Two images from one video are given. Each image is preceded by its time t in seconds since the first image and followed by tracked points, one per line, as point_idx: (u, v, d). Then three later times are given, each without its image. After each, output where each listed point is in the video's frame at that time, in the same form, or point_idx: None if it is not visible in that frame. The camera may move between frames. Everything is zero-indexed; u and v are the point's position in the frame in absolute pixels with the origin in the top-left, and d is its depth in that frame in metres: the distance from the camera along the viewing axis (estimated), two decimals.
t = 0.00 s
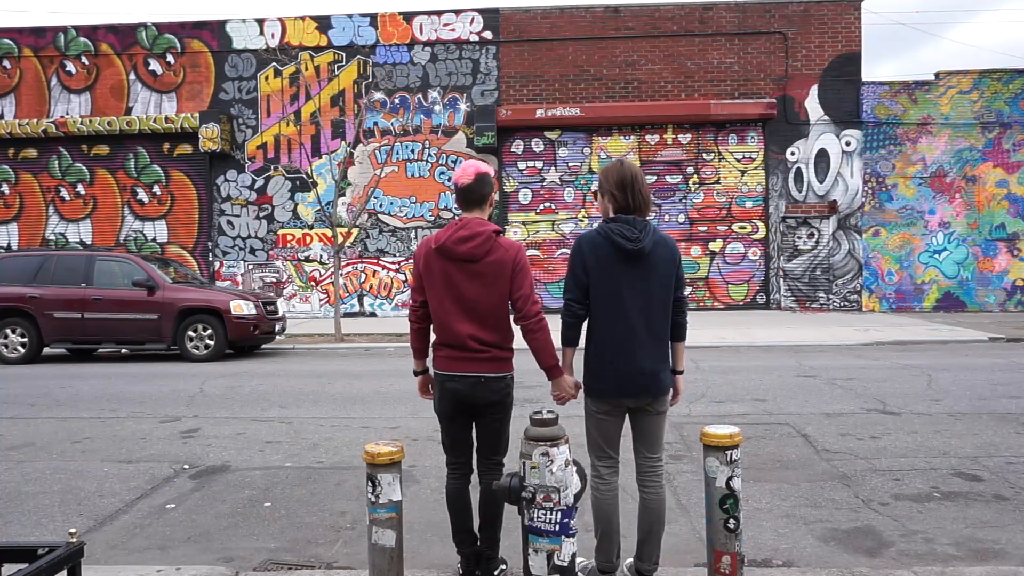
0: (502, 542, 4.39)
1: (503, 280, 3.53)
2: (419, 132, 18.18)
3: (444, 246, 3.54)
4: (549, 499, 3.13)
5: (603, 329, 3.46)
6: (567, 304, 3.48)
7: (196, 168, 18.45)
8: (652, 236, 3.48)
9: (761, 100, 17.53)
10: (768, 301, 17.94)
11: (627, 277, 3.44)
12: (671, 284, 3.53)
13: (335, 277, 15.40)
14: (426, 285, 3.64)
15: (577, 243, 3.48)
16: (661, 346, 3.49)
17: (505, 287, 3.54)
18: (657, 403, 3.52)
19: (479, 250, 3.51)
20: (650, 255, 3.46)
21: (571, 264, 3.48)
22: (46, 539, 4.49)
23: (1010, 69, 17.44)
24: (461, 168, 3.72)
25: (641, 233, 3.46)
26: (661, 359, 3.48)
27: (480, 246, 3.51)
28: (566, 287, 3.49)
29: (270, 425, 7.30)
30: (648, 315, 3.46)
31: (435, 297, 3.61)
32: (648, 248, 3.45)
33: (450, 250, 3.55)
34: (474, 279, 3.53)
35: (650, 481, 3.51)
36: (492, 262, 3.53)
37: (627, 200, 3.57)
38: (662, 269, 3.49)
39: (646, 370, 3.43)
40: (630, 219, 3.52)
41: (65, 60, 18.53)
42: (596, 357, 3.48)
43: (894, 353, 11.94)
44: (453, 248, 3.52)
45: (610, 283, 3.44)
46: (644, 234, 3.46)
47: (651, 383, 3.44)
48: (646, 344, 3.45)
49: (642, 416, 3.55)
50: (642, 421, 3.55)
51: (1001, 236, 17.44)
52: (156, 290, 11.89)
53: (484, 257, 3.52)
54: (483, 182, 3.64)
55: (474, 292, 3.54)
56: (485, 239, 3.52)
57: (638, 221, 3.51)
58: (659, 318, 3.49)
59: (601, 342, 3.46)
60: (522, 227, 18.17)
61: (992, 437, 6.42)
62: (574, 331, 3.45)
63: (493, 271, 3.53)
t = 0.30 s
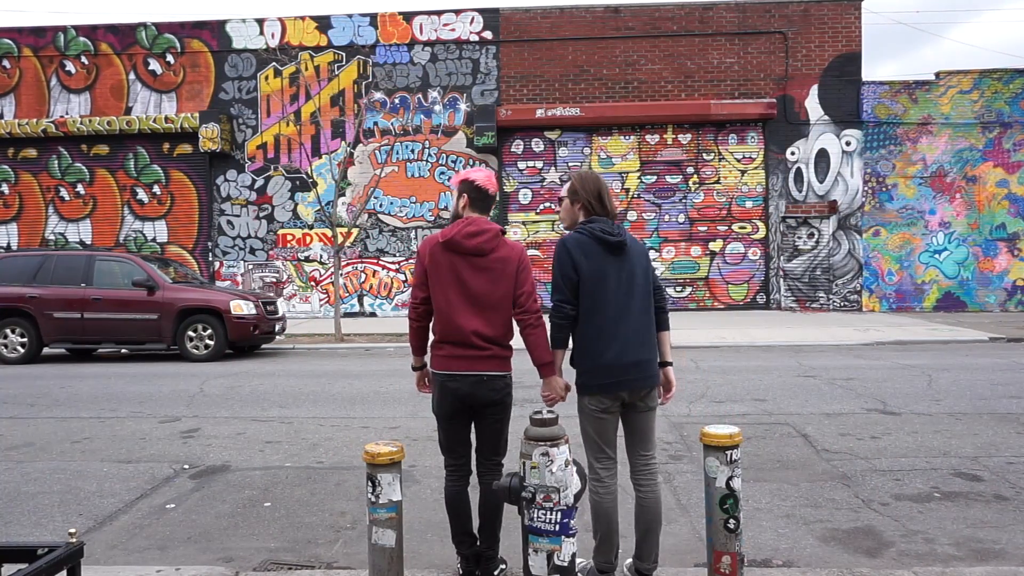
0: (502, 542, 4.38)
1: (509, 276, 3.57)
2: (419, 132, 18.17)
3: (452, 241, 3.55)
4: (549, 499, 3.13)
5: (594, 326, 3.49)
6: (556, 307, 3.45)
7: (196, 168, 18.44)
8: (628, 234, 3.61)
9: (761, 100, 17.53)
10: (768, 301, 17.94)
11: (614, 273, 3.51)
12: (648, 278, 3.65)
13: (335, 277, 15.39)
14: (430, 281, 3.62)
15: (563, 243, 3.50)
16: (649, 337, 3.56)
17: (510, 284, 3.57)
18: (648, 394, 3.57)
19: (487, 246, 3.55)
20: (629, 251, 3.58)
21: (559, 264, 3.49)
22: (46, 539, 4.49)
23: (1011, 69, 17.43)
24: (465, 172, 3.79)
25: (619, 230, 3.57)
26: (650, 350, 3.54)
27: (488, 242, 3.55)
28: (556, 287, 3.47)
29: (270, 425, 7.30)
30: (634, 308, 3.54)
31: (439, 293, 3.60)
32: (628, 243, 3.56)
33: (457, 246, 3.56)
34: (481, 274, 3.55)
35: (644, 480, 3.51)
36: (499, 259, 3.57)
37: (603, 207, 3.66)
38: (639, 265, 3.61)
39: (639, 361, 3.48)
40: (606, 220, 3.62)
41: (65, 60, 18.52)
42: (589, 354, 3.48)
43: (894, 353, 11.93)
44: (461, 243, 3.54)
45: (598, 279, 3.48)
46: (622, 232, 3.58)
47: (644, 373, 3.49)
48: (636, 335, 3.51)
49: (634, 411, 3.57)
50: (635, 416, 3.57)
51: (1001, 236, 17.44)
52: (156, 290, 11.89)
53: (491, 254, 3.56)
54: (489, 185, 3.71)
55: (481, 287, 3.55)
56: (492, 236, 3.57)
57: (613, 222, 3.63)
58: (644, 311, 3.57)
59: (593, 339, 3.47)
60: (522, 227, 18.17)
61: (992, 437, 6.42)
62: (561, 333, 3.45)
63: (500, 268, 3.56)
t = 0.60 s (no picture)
0: (502, 542, 4.39)
1: (513, 275, 3.66)
2: (419, 132, 18.17)
3: (458, 240, 3.65)
4: (549, 499, 3.13)
5: (587, 327, 3.51)
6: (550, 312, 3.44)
7: (196, 168, 18.45)
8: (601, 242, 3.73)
9: (761, 100, 17.53)
10: (768, 301, 17.94)
11: (599, 274, 3.57)
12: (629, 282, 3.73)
13: (335, 277, 15.38)
14: (435, 280, 3.65)
15: (546, 251, 3.55)
16: (643, 333, 3.60)
17: (514, 283, 3.65)
18: (648, 391, 3.58)
19: (492, 245, 3.67)
20: (606, 257, 3.68)
21: (547, 270, 3.51)
22: (46, 539, 4.49)
23: (1010, 69, 17.44)
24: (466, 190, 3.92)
25: (594, 239, 3.69)
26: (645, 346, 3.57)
27: (493, 242, 3.68)
28: (546, 291, 3.48)
29: (271, 425, 7.30)
30: (624, 307, 3.58)
31: (444, 290, 3.62)
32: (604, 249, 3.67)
33: (464, 245, 3.65)
34: (486, 271, 3.62)
35: (644, 480, 3.52)
36: (502, 258, 3.68)
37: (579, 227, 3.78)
38: (618, 269, 3.70)
39: (638, 356, 3.49)
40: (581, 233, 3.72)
41: (65, 60, 18.53)
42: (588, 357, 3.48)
43: (894, 353, 11.93)
44: (467, 241, 3.64)
45: (586, 281, 3.53)
46: (597, 240, 3.69)
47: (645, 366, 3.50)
48: (631, 331, 3.54)
49: (635, 411, 3.58)
50: (637, 416, 3.58)
51: (1001, 236, 17.45)
52: (156, 290, 11.89)
53: (495, 254, 3.67)
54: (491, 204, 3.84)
55: (486, 284, 3.61)
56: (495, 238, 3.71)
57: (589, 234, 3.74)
58: (633, 311, 3.62)
59: (590, 341, 3.48)
60: (522, 227, 18.18)
61: (992, 437, 6.42)
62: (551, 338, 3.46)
63: (504, 266, 3.66)
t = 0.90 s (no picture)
0: (502, 542, 4.40)
1: (513, 275, 3.66)
2: (419, 132, 18.17)
3: (459, 241, 3.67)
4: (549, 499, 3.13)
5: (584, 327, 3.51)
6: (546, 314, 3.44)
7: (197, 168, 18.45)
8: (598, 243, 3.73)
9: (761, 100, 17.53)
10: (768, 301, 17.94)
11: (595, 276, 3.57)
12: (626, 282, 3.73)
13: (335, 277, 15.39)
14: (434, 280, 3.66)
15: (542, 254, 3.55)
16: (640, 333, 3.59)
17: (514, 283, 3.65)
18: (647, 391, 3.58)
19: (491, 246, 3.68)
20: (603, 258, 3.68)
21: (544, 272, 3.51)
22: (46, 539, 4.49)
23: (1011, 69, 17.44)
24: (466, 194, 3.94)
25: (591, 240, 3.69)
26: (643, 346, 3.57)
27: (493, 243, 3.69)
28: (543, 293, 3.47)
29: (270, 425, 7.30)
30: (621, 308, 3.58)
31: (444, 290, 3.63)
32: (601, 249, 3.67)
33: (464, 245, 3.67)
34: (486, 272, 3.63)
35: (642, 480, 3.51)
36: (503, 259, 3.68)
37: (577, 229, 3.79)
38: (615, 270, 3.69)
39: (634, 357, 3.49)
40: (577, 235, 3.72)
41: (65, 60, 18.53)
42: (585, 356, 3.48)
43: (894, 353, 11.93)
44: (467, 242, 3.66)
45: (583, 282, 3.53)
46: (594, 241, 3.69)
47: (642, 366, 3.50)
48: (628, 332, 3.54)
49: (634, 411, 3.58)
50: (635, 416, 3.58)
51: (1001, 236, 17.45)
52: (156, 290, 11.90)
53: (495, 254, 3.68)
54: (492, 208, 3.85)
55: (486, 283, 3.61)
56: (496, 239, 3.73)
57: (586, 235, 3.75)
58: (630, 312, 3.62)
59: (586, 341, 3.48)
60: (522, 227, 18.17)
61: (992, 437, 6.42)
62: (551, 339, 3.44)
63: (504, 266, 3.66)
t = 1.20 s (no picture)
0: (502, 542, 4.41)
1: (509, 270, 3.61)
2: (419, 132, 18.17)
3: (448, 240, 3.60)
4: (549, 499, 3.13)
5: (579, 327, 3.52)
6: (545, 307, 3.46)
7: (197, 168, 18.45)
8: (617, 235, 3.58)
9: (761, 100, 17.53)
10: (768, 301, 17.94)
11: (599, 275, 3.51)
12: (641, 280, 3.60)
13: (335, 277, 15.39)
14: (430, 282, 3.64)
15: (549, 247, 3.52)
16: (635, 340, 3.57)
17: (510, 280, 3.61)
18: (639, 396, 3.56)
19: (484, 242, 3.61)
20: (618, 253, 3.54)
21: (546, 268, 3.50)
22: (46, 539, 4.49)
23: (1011, 69, 17.44)
24: (454, 180, 3.83)
25: (607, 233, 3.55)
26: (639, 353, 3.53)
27: (485, 239, 3.61)
28: (547, 289, 3.48)
29: (270, 425, 7.30)
30: (619, 312, 3.54)
31: (440, 292, 3.62)
32: (616, 246, 3.53)
33: (456, 245, 3.61)
34: (481, 271, 3.59)
35: (639, 479, 3.51)
36: (497, 254, 3.62)
37: (587, 202, 3.64)
38: (628, 266, 3.56)
39: (623, 366, 3.48)
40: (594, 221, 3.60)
41: (65, 60, 18.53)
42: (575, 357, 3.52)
43: (894, 353, 11.92)
44: (458, 242, 3.59)
45: (582, 282, 3.50)
46: (610, 234, 3.54)
47: (632, 374, 3.49)
48: (620, 339, 3.52)
49: (627, 412, 3.57)
50: (629, 415, 3.57)
51: (1001, 236, 17.45)
52: (156, 290, 11.89)
53: (487, 250, 3.61)
54: (474, 189, 3.71)
55: (481, 283, 3.58)
56: (488, 233, 3.64)
57: (602, 221, 3.60)
58: (630, 317, 3.57)
59: (577, 342, 3.51)
60: (522, 227, 18.16)
61: (992, 437, 6.42)
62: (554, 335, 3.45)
63: (499, 263, 3.60)
